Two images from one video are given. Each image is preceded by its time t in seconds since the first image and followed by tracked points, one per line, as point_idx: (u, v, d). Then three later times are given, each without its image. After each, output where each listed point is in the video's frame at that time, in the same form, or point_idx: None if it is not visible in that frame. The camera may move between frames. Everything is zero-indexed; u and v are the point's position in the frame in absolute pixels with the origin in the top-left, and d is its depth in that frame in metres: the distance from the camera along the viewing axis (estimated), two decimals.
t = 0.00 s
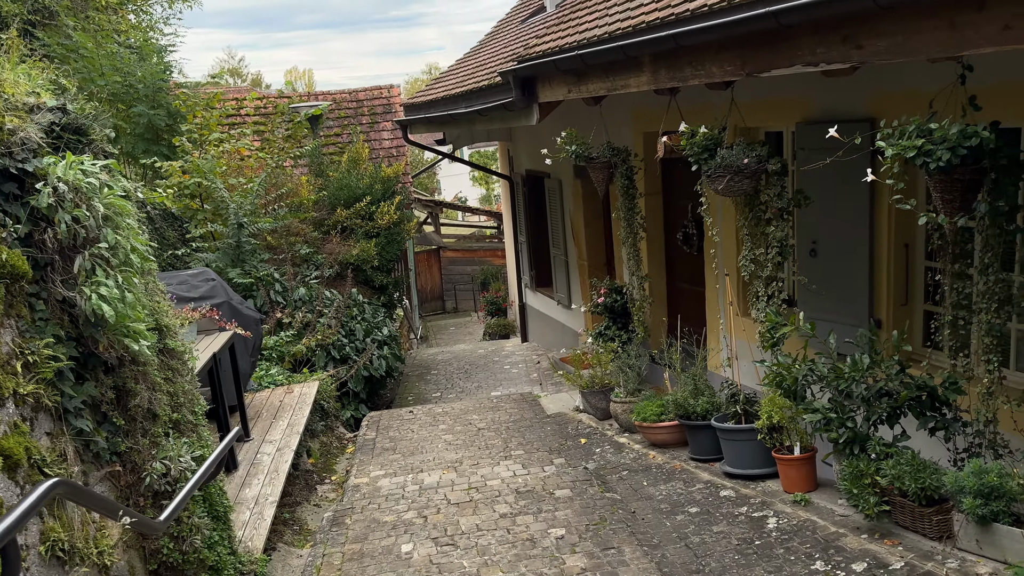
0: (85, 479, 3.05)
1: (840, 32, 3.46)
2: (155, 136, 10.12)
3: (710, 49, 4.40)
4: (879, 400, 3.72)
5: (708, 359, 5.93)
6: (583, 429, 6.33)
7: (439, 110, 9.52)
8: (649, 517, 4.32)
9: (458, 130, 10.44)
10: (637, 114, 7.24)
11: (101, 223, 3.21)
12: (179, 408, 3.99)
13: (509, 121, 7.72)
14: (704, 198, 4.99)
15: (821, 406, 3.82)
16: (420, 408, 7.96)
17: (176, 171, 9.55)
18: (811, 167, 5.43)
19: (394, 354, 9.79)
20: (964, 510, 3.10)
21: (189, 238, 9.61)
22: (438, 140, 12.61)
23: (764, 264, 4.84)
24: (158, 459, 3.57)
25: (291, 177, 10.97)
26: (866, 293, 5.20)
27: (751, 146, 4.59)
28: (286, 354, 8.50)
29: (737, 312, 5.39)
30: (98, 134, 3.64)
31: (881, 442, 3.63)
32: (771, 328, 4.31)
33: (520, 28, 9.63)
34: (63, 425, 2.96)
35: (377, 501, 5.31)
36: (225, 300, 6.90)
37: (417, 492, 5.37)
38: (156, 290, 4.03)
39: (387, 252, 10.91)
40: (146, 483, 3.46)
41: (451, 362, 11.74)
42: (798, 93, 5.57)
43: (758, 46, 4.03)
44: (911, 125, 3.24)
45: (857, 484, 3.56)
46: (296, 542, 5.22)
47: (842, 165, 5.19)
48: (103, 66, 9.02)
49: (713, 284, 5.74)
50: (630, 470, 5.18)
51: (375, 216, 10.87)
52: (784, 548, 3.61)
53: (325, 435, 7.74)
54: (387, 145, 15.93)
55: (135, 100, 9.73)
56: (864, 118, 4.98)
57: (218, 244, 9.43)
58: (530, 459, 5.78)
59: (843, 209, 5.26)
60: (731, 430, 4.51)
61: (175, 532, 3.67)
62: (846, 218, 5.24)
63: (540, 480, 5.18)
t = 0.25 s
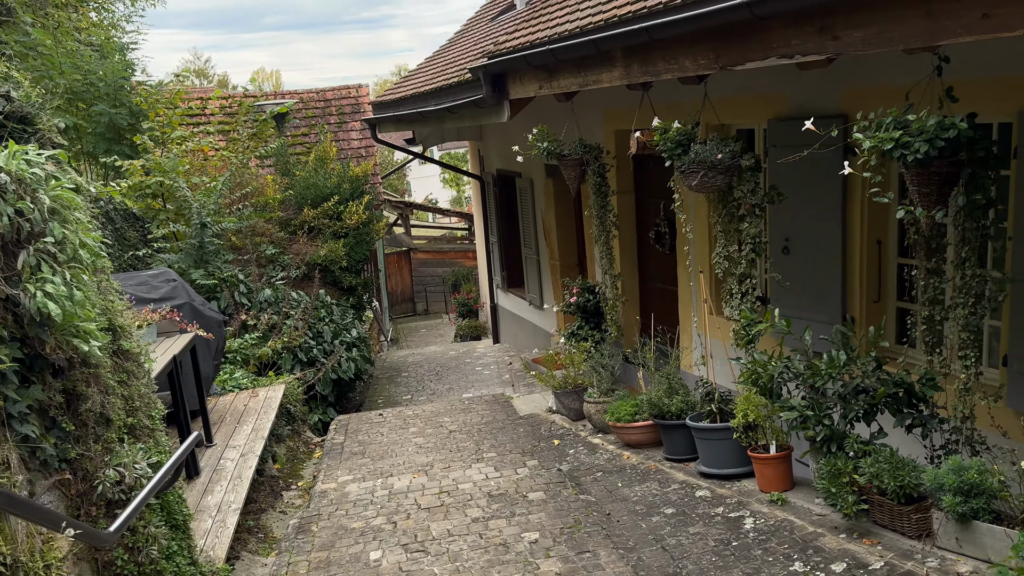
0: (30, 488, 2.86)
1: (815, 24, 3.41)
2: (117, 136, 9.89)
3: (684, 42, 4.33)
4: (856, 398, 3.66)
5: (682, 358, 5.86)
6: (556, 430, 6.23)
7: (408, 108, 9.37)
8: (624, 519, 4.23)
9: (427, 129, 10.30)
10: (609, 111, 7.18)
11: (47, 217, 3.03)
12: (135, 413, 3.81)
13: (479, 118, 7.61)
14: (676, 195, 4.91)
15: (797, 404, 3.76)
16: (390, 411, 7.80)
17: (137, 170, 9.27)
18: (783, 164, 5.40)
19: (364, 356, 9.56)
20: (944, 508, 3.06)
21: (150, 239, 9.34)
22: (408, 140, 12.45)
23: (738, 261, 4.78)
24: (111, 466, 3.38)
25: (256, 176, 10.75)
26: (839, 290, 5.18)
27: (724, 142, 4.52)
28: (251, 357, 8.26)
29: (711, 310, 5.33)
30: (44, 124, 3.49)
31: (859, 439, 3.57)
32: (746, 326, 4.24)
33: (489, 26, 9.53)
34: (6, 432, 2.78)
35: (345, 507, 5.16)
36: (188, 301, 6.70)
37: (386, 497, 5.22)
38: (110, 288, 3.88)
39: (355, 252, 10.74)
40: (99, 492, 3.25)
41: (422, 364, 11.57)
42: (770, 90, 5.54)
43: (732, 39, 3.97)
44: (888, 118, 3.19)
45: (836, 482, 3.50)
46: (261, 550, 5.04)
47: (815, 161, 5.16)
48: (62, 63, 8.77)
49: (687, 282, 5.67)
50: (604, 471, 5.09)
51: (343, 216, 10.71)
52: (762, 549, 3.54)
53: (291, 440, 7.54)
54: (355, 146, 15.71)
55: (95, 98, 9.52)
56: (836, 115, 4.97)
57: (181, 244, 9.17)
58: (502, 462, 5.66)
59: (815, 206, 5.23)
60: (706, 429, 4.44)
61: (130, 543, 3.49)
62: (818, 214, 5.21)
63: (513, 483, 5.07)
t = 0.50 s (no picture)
0: None
1: (791, 15, 3.35)
2: (76, 134, 9.53)
3: (657, 35, 4.26)
4: (831, 396, 3.61)
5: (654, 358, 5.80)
6: (528, 432, 6.12)
7: (377, 106, 9.21)
8: (598, 522, 4.14)
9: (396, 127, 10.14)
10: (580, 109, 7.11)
11: None
12: (86, 418, 3.61)
13: (449, 115, 7.48)
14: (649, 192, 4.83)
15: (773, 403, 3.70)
16: (358, 414, 7.62)
17: (96, 168, 8.98)
18: (755, 161, 5.35)
19: (331, 359, 9.38)
20: (923, 507, 3.01)
21: (110, 239, 9.05)
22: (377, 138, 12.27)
23: (711, 259, 4.72)
24: (59, 475, 3.19)
25: (220, 174, 10.50)
26: (811, 287, 5.14)
27: (697, 138, 4.44)
28: (214, 360, 8.02)
29: (684, 309, 5.26)
30: None
31: (835, 438, 3.52)
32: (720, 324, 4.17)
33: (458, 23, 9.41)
34: None
35: (310, 514, 4.99)
36: (146, 303, 6.49)
37: (354, 503, 5.07)
38: (60, 287, 3.70)
39: (323, 253, 10.55)
40: (46, 503, 3.07)
41: (392, 366, 11.39)
42: (742, 86, 5.50)
43: (705, 32, 3.90)
44: (863, 111, 3.14)
45: (813, 482, 3.45)
46: (223, 559, 4.85)
47: (787, 158, 5.12)
48: (19, 60, 8.50)
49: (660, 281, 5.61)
50: (577, 473, 4.99)
51: (310, 216, 10.53)
52: (738, 552, 3.47)
53: (256, 445, 7.35)
54: (323, 145, 15.46)
55: (54, 96, 9.26)
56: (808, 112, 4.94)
57: (141, 245, 8.89)
58: (473, 465, 5.53)
59: (787, 204, 5.19)
60: (680, 429, 4.36)
61: (80, 555, 3.31)
62: (790, 212, 5.17)
63: (485, 487, 4.95)
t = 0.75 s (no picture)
0: None
1: (767, 4, 3.27)
2: (38, 131, 9.43)
3: (630, 26, 4.15)
4: (808, 392, 3.55)
5: (628, 357, 5.70)
6: (500, 433, 6.00)
7: (345, 101, 9.02)
8: (572, 524, 4.03)
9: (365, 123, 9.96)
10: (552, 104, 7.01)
11: None
12: (31, 422, 3.41)
13: (418, 110, 7.33)
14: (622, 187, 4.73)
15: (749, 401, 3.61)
16: (326, 416, 7.44)
17: (53, 164, 8.69)
18: (729, 156, 5.28)
19: (298, 360, 9.10)
20: (903, 506, 2.94)
21: (68, 237, 8.76)
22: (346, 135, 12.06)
23: (685, 254, 4.64)
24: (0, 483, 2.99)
25: (184, 171, 10.25)
26: (785, 284, 5.08)
27: (671, 130, 4.34)
28: (176, 362, 7.78)
29: (659, 306, 5.17)
30: None
31: (813, 436, 3.44)
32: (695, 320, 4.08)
33: (428, 17, 9.25)
34: None
35: (274, 520, 4.82)
36: (105, 302, 6.24)
37: (319, 508, 4.91)
38: (5, 284, 3.52)
39: (290, 252, 10.34)
40: None
41: (361, 367, 11.20)
42: (715, 81, 5.43)
43: (680, 22, 3.81)
44: (841, 101, 3.07)
45: (790, 481, 3.37)
46: (182, 568, 4.66)
47: (761, 152, 5.06)
48: None
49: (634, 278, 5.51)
50: (550, 474, 4.88)
51: (276, 213, 10.32)
52: (715, 553, 3.38)
53: (220, 449, 7.14)
54: (291, 143, 15.19)
55: (13, 92, 9.13)
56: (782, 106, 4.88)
57: (101, 243, 8.61)
58: (443, 467, 5.40)
59: (761, 199, 5.13)
60: (654, 428, 4.27)
61: (23, 568, 3.11)
62: (764, 207, 5.11)
63: (455, 489, 4.82)
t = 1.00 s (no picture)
0: None
1: None
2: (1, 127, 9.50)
3: (607, 14, 4.03)
4: (790, 390, 3.45)
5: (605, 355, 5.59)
6: (474, 434, 5.85)
7: (315, 96, 8.82)
8: (548, 528, 3.89)
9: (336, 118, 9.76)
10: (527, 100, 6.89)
11: None
12: None
13: (390, 105, 7.16)
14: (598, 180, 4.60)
15: (730, 399, 3.50)
16: (295, 418, 7.23)
17: (10, 159, 8.37)
18: (705, 150, 5.19)
19: (266, 360, 8.93)
20: (890, 507, 2.85)
21: (26, 235, 8.45)
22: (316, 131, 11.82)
23: (663, 250, 4.53)
24: None
25: (148, 167, 9.96)
26: (763, 280, 5.00)
27: (649, 122, 4.22)
28: (140, 363, 7.52)
29: (636, 303, 5.05)
30: None
31: (795, 435, 3.35)
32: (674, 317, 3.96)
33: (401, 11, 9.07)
34: None
35: (238, 526, 4.62)
36: (61, 302, 5.97)
37: (286, 514, 4.72)
38: None
39: (259, 250, 10.10)
40: None
41: (333, 368, 10.98)
42: (692, 74, 5.34)
43: (659, 9, 3.69)
44: (825, 88, 2.97)
45: (773, 482, 3.27)
46: None
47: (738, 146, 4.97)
48: None
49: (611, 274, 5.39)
50: (526, 476, 4.74)
51: (244, 211, 10.09)
52: (696, 558, 3.26)
53: (184, 453, 6.90)
54: (262, 140, 14.89)
55: None
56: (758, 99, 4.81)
57: (62, 241, 8.30)
58: (416, 470, 5.24)
59: (740, 194, 5.04)
60: (633, 428, 4.15)
61: None
62: (742, 202, 5.02)
63: (427, 493, 4.66)
